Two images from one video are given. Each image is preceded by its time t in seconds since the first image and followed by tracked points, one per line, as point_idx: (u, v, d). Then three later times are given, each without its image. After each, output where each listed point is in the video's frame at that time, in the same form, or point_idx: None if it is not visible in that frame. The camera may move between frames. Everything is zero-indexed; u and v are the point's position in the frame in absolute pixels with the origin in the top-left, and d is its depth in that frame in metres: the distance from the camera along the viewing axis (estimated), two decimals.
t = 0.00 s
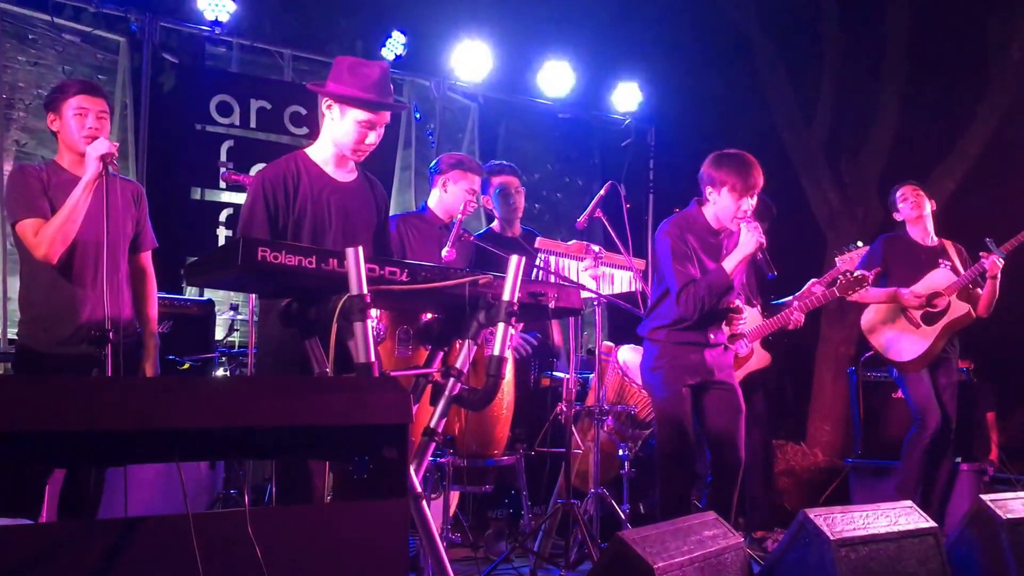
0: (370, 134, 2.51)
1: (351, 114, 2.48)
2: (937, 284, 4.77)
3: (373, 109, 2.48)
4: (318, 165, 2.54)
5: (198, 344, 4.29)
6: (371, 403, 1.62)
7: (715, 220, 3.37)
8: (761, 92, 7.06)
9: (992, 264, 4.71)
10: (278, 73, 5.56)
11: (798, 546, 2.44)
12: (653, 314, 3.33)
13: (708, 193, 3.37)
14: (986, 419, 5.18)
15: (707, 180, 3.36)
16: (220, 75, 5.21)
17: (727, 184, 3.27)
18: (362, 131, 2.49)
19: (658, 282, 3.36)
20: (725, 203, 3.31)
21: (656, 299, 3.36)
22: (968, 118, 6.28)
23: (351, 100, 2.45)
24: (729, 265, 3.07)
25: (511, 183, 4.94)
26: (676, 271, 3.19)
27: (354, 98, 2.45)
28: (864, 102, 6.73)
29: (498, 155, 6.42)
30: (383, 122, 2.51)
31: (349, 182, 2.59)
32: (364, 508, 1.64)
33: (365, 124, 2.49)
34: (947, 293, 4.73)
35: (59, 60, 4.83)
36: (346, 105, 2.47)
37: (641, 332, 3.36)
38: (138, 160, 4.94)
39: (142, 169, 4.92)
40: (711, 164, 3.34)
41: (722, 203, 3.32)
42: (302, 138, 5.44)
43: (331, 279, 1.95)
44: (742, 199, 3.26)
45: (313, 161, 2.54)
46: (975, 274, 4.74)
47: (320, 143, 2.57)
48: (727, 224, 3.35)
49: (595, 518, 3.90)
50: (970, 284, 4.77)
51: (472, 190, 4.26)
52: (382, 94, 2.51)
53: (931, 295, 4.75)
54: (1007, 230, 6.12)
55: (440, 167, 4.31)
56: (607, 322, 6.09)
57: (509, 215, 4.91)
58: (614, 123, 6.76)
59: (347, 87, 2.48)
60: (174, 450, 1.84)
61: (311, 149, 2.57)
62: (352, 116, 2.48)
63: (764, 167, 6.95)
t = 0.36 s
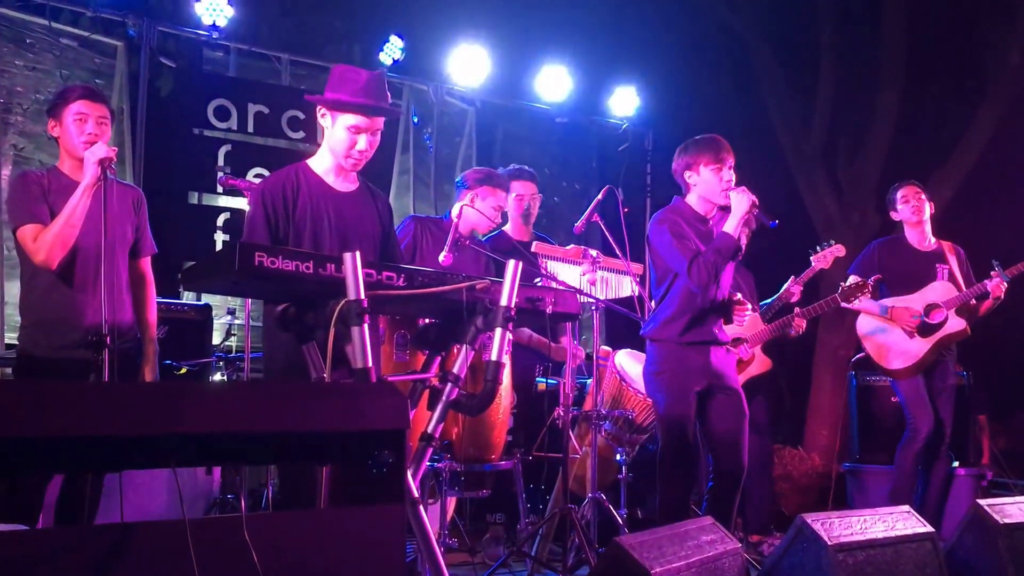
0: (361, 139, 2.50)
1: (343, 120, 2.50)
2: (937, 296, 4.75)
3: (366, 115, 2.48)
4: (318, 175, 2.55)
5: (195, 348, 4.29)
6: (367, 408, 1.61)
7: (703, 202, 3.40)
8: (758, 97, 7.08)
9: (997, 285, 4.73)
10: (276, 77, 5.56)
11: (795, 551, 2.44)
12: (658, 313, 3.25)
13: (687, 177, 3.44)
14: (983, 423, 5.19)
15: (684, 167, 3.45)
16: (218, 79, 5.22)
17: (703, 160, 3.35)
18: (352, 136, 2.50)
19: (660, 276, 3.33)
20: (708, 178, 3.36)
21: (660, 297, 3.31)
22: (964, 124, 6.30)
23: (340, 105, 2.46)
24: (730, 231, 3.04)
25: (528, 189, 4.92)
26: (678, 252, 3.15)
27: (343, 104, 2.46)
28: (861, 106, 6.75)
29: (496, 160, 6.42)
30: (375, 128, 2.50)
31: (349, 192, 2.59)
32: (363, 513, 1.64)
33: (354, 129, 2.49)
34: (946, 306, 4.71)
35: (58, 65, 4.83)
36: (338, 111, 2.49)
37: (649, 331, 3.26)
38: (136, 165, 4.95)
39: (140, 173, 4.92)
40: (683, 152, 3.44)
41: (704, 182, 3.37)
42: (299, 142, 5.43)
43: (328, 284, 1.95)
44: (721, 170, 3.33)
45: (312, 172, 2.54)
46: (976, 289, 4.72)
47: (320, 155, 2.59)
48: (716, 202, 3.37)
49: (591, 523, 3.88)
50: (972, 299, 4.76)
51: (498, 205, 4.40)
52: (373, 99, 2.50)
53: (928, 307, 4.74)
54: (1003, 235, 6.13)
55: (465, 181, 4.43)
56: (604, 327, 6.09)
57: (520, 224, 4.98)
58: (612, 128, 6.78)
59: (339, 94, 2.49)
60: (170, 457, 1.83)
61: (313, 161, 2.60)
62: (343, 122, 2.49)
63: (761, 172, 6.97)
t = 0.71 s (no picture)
0: (366, 139, 2.49)
1: (348, 121, 2.49)
2: (935, 301, 4.74)
3: (370, 115, 2.49)
4: (318, 184, 2.56)
5: (192, 351, 4.27)
6: (365, 412, 1.61)
7: (691, 200, 3.40)
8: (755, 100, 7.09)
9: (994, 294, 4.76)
10: (273, 79, 5.55)
11: (793, 554, 2.44)
12: (656, 315, 3.24)
13: (672, 177, 3.46)
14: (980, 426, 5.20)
15: (668, 170, 3.47)
16: (216, 81, 5.22)
17: (686, 158, 3.38)
18: (358, 137, 2.49)
19: (656, 277, 3.33)
20: (693, 175, 3.38)
21: (660, 297, 3.30)
22: (960, 127, 6.31)
23: (345, 105, 2.47)
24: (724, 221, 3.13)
25: (550, 195, 4.95)
26: (674, 246, 3.17)
27: (348, 104, 2.47)
28: (858, 109, 6.76)
29: (494, 162, 6.42)
30: (381, 128, 2.51)
31: (347, 200, 2.59)
32: (360, 516, 1.64)
33: (359, 129, 2.48)
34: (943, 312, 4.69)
35: (56, 67, 4.81)
36: (342, 111, 2.49)
37: (648, 334, 3.23)
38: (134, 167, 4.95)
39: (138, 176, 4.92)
40: (665, 156, 3.48)
41: (689, 179, 3.39)
42: (297, 144, 5.43)
43: (326, 287, 1.95)
44: (706, 165, 3.36)
45: (312, 181, 2.54)
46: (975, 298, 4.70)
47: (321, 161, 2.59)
48: (705, 198, 3.38)
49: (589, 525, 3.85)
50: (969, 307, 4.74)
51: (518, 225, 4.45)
52: (375, 101, 2.51)
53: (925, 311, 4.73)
54: (1000, 238, 6.14)
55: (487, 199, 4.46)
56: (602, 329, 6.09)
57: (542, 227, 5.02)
58: (610, 130, 6.80)
59: (341, 97, 2.50)
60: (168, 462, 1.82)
61: (313, 170, 2.60)
62: (349, 123, 2.49)
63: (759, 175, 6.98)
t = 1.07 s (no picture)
0: (368, 149, 2.49)
1: (349, 132, 2.49)
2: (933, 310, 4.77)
3: (371, 126, 2.49)
4: (318, 188, 2.56)
5: (190, 352, 4.26)
6: (361, 412, 1.61)
7: (683, 197, 3.40)
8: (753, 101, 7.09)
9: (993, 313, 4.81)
10: (271, 80, 5.55)
11: (790, 554, 2.44)
12: (653, 315, 3.25)
13: (665, 176, 3.46)
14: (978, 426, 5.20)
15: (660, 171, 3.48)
16: (215, 82, 5.22)
17: (677, 158, 3.38)
18: (358, 147, 2.48)
19: (652, 275, 3.34)
20: (684, 174, 3.38)
21: (656, 296, 3.31)
22: (958, 127, 6.31)
23: (345, 116, 2.47)
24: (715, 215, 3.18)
25: (560, 199, 5.03)
26: (666, 239, 3.18)
27: (348, 114, 2.47)
28: (856, 109, 6.76)
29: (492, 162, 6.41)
30: (382, 138, 2.51)
31: (345, 205, 2.59)
32: (357, 517, 1.64)
33: (360, 140, 2.48)
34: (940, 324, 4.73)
35: (54, 68, 4.81)
36: (343, 121, 2.49)
37: (647, 335, 3.24)
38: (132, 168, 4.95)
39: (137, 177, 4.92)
40: (657, 158, 3.48)
41: (681, 177, 3.39)
42: (295, 145, 5.42)
43: (324, 287, 1.94)
44: (697, 163, 3.36)
45: (311, 185, 2.54)
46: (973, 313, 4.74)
47: (322, 167, 2.59)
48: (696, 195, 3.38)
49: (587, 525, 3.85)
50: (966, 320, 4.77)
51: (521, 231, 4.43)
52: (375, 109, 2.51)
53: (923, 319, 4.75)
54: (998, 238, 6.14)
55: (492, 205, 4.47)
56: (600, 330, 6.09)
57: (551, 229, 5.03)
58: (608, 131, 6.81)
59: (341, 107, 2.51)
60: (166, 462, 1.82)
61: (313, 174, 2.60)
62: (350, 134, 2.49)
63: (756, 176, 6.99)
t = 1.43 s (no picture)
0: (364, 146, 2.50)
1: (344, 129, 2.50)
2: (941, 301, 4.76)
3: (365, 122, 2.50)
4: (318, 183, 2.56)
5: (189, 352, 4.26)
6: (360, 411, 1.61)
7: (680, 196, 3.40)
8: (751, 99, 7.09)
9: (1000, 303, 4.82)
10: (270, 80, 5.55)
11: (790, 552, 2.44)
12: (652, 313, 3.24)
13: (663, 174, 3.45)
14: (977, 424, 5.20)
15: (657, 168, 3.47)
16: (213, 82, 5.21)
17: (675, 156, 3.37)
18: (355, 144, 2.50)
19: (651, 274, 3.33)
20: (681, 173, 3.38)
21: (654, 294, 3.30)
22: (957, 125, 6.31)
23: (339, 115, 2.48)
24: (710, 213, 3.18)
25: (557, 199, 5.12)
26: (662, 237, 3.18)
27: (342, 112, 2.47)
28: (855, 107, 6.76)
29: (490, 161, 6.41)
30: (378, 134, 2.51)
31: (345, 201, 2.59)
32: (356, 515, 1.64)
33: (356, 137, 2.49)
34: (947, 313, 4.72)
35: (52, 68, 4.81)
36: (337, 119, 2.50)
37: (646, 333, 3.24)
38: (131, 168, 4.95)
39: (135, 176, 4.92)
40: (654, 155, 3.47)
41: (678, 176, 3.38)
42: (294, 144, 5.42)
43: (322, 286, 1.94)
44: (693, 162, 3.35)
45: (310, 181, 2.53)
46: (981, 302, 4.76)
47: (320, 164, 2.59)
48: (693, 193, 3.38)
49: (586, 524, 3.85)
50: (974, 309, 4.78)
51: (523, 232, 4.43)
52: (370, 106, 2.50)
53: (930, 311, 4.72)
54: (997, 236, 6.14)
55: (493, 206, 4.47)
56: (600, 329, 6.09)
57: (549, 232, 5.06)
58: (607, 129, 6.80)
59: (335, 105, 2.51)
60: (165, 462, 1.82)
61: (312, 170, 2.60)
62: (346, 131, 2.50)
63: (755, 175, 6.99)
